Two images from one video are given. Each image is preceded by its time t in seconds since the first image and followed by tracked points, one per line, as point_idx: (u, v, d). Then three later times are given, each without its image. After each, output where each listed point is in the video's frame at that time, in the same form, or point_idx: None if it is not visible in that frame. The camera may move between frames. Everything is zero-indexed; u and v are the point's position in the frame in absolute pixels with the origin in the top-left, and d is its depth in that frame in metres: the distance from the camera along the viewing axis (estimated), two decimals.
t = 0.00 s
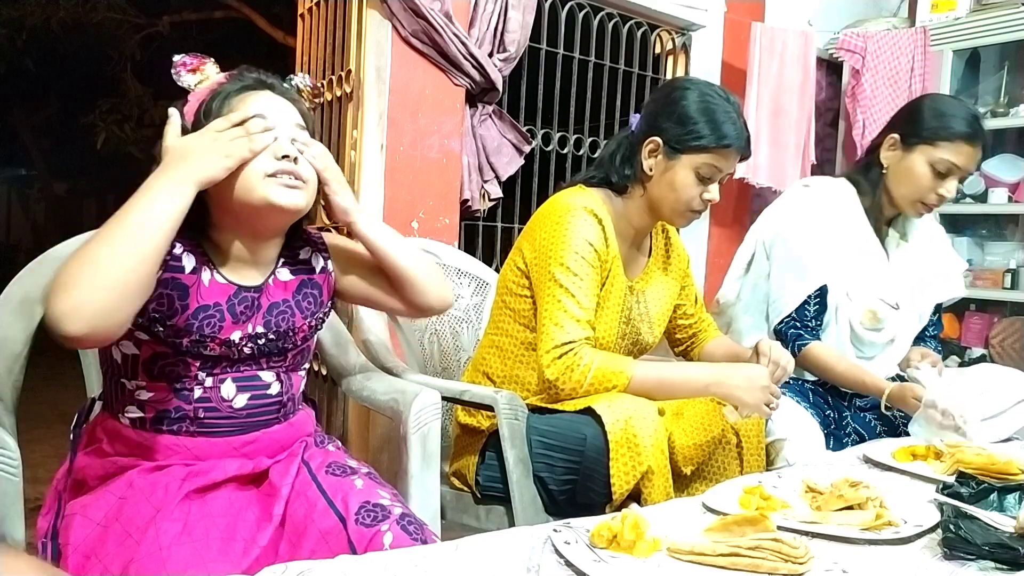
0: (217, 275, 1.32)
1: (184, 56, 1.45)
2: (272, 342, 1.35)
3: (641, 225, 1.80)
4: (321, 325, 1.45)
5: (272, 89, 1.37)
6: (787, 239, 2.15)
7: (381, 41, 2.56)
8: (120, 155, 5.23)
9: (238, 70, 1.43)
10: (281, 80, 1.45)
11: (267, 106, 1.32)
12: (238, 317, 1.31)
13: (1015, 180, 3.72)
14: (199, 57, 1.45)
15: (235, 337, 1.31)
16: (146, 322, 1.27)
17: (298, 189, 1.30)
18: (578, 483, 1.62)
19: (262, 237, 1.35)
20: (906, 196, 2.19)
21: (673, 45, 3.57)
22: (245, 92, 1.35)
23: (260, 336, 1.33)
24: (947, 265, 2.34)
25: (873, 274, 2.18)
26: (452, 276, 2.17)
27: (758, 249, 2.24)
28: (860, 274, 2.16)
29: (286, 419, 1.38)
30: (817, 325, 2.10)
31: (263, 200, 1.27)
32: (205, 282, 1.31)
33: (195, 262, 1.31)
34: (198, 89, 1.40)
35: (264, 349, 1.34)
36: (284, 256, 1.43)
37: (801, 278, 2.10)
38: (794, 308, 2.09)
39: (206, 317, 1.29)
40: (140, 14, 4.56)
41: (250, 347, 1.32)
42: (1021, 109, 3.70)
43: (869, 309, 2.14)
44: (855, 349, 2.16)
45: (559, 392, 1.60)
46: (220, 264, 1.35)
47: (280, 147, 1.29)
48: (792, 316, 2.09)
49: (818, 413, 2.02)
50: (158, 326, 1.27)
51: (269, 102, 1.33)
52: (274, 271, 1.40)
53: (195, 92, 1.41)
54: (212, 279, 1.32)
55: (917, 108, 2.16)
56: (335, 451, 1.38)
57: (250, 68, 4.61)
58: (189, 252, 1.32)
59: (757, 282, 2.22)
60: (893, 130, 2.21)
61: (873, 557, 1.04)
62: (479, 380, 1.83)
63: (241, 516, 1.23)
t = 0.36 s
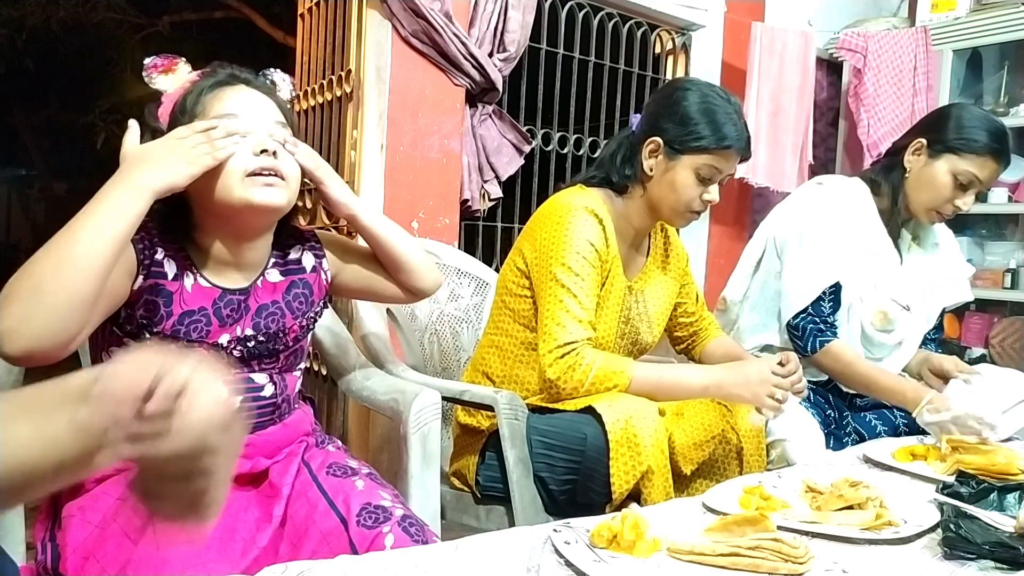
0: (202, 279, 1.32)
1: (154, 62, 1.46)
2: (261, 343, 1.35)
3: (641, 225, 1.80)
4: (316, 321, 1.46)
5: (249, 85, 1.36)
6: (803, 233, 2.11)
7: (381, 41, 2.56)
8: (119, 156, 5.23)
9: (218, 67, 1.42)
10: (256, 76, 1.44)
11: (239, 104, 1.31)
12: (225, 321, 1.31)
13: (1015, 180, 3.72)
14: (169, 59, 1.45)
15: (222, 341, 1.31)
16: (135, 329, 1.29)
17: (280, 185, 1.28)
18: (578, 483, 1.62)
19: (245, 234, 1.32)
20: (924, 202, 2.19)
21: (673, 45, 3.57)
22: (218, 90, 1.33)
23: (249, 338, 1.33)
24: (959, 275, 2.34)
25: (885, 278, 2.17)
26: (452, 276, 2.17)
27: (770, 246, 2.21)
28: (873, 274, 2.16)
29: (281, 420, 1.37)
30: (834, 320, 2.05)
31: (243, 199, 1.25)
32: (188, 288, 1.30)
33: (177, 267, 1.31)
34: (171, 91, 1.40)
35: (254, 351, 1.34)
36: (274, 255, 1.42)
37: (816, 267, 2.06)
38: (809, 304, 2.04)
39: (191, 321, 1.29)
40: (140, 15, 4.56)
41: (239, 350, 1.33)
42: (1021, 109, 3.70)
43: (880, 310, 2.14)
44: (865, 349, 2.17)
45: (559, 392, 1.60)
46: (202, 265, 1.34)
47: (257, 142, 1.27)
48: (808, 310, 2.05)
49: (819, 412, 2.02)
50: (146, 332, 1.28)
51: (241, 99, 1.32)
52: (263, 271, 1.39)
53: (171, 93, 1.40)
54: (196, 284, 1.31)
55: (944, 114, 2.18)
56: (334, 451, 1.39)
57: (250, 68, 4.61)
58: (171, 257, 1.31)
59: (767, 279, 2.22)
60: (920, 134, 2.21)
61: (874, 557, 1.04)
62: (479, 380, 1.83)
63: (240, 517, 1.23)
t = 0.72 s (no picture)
0: (203, 282, 1.31)
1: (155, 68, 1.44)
2: (266, 347, 1.34)
3: (640, 225, 1.80)
4: (319, 328, 1.47)
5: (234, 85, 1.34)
6: (784, 232, 2.12)
7: (381, 41, 2.56)
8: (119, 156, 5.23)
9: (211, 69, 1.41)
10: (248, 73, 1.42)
11: (213, 103, 1.29)
12: (228, 323, 1.31)
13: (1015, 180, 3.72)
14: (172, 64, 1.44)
15: (226, 343, 1.30)
16: (135, 334, 1.27)
17: (250, 188, 1.27)
18: (578, 483, 1.62)
19: (223, 237, 1.32)
20: (898, 193, 2.18)
21: (673, 45, 3.57)
22: (197, 89, 1.32)
23: (253, 341, 1.33)
24: (945, 257, 2.33)
25: (872, 271, 2.16)
26: (452, 276, 2.17)
27: (757, 248, 2.22)
28: (859, 268, 2.14)
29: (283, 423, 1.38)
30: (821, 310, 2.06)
31: (211, 206, 1.25)
32: (189, 290, 1.30)
33: (175, 271, 1.30)
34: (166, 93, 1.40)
35: (258, 354, 1.33)
36: (277, 257, 1.43)
37: (804, 262, 2.06)
38: (794, 297, 2.05)
39: (195, 325, 1.28)
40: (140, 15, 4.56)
41: (242, 353, 1.32)
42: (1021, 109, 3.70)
43: (867, 304, 2.14)
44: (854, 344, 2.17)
45: (559, 392, 1.59)
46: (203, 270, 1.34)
47: (222, 142, 1.26)
48: (794, 304, 2.05)
49: (818, 413, 2.02)
50: (146, 337, 1.27)
51: (217, 98, 1.30)
52: (267, 274, 1.39)
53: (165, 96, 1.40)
54: (197, 286, 1.31)
55: (916, 106, 2.16)
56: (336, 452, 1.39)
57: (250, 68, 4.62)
58: (170, 261, 1.31)
59: (756, 279, 2.21)
60: (889, 127, 2.21)
61: (874, 557, 1.04)
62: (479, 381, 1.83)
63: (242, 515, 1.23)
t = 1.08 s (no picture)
0: (205, 285, 1.32)
1: (185, 60, 1.39)
2: (270, 353, 1.35)
3: (640, 224, 1.80)
4: (325, 331, 1.47)
5: (247, 87, 1.32)
6: (784, 237, 2.14)
7: (381, 41, 2.57)
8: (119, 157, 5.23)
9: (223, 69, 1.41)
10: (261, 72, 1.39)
11: (210, 107, 1.27)
12: (231, 328, 1.31)
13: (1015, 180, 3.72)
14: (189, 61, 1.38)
15: (230, 349, 1.31)
16: (137, 338, 1.26)
17: (236, 192, 1.25)
18: (578, 483, 1.62)
19: (222, 243, 1.33)
20: (891, 195, 2.17)
21: (673, 45, 3.57)
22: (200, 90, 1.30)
23: (258, 348, 1.33)
24: (943, 258, 2.34)
25: (870, 270, 2.15)
26: (452, 276, 2.17)
27: (755, 248, 2.24)
28: (856, 270, 2.12)
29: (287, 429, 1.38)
30: (819, 318, 2.08)
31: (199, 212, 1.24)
32: (191, 294, 1.30)
33: (177, 273, 1.30)
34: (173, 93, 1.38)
35: (263, 360, 1.34)
36: (285, 259, 1.44)
37: (798, 274, 2.08)
38: (795, 303, 2.07)
39: (198, 330, 1.28)
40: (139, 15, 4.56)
41: (247, 359, 1.32)
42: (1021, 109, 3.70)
43: (864, 307, 2.11)
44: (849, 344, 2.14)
45: (559, 392, 1.60)
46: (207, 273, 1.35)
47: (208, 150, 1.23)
48: (791, 311, 2.07)
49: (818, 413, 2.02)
50: (149, 341, 1.26)
51: (215, 101, 1.28)
52: (274, 279, 1.40)
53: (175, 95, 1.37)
54: (199, 289, 1.32)
55: (906, 108, 2.13)
56: (337, 452, 1.39)
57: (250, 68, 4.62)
58: (172, 263, 1.30)
59: (754, 282, 2.23)
60: (878, 129, 2.19)
61: (874, 557, 1.04)
62: (479, 380, 1.83)
63: (244, 517, 1.24)
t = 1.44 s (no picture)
0: (226, 274, 1.32)
1: (190, 53, 1.39)
2: (290, 346, 1.34)
3: (639, 224, 1.80)
4: (339, 324, 1.47)
5: (249, 81, 1.31)
6: (790, 228, 2.12)
7: (381, 41, 2.56)
8: (120, 156, 5.25)
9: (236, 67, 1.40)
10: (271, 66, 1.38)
11: (216, 108, 1.26)
12: (252, 319, 1.31)
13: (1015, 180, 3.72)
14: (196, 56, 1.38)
15: (251, 339, 1.30)
16: (155, 322, 1.27)
17: (243, 192, 1.25)
18: (578, 483, 1.62)
19: (239, 238, 1.30)
20: (899, 198, 2.17)
21: (673, 45, 3.57)
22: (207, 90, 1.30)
23: (277, 340, 1.32)
24: (942, 263, 2.33)
25: (874, 270, 2.15)
26: (452, 276, 2.17)
27: (760, 247, 2.22)
28: (862, 269, 2.13)
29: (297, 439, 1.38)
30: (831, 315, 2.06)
31: (207, 214, 1.24)
32: (212, 280, 1.30)
33: (197, 255, 1.30)
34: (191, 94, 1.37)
35: (282, 353, 1.33)
36: (304, 254, 1.44)
37: (805, 268, 2.06)
38: (802, 300, 2.05)
39: (220, 318, 1.28)
40: (140, 15, 4.56)
41: (267, 352, 1.31)
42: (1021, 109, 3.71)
43: (869, 306, 2.13)
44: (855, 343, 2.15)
45: (560, 391, 1.60)
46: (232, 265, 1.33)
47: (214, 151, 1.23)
48: (802, 306, 2.06)
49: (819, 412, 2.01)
50: (168, 326, 1.27)
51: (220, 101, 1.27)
52: (295, 272, 1.40)
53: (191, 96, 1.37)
54: (219, 278, 1.31)
55: (918, 109, 2.14)
56: (338, 454, 1.39)
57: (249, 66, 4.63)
58: (192, 245, 1.30)
59: (759, 280, 2.22)
60: (891, 130, 2.18)
61: (874, 557, 1.04)
62: (479, 380, 1.83)
63: (246, 518, 1.24)
